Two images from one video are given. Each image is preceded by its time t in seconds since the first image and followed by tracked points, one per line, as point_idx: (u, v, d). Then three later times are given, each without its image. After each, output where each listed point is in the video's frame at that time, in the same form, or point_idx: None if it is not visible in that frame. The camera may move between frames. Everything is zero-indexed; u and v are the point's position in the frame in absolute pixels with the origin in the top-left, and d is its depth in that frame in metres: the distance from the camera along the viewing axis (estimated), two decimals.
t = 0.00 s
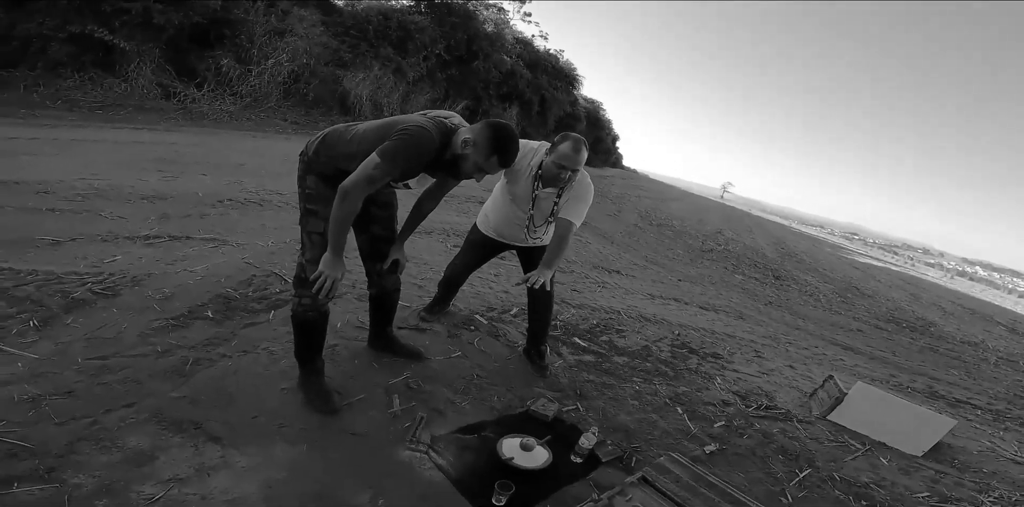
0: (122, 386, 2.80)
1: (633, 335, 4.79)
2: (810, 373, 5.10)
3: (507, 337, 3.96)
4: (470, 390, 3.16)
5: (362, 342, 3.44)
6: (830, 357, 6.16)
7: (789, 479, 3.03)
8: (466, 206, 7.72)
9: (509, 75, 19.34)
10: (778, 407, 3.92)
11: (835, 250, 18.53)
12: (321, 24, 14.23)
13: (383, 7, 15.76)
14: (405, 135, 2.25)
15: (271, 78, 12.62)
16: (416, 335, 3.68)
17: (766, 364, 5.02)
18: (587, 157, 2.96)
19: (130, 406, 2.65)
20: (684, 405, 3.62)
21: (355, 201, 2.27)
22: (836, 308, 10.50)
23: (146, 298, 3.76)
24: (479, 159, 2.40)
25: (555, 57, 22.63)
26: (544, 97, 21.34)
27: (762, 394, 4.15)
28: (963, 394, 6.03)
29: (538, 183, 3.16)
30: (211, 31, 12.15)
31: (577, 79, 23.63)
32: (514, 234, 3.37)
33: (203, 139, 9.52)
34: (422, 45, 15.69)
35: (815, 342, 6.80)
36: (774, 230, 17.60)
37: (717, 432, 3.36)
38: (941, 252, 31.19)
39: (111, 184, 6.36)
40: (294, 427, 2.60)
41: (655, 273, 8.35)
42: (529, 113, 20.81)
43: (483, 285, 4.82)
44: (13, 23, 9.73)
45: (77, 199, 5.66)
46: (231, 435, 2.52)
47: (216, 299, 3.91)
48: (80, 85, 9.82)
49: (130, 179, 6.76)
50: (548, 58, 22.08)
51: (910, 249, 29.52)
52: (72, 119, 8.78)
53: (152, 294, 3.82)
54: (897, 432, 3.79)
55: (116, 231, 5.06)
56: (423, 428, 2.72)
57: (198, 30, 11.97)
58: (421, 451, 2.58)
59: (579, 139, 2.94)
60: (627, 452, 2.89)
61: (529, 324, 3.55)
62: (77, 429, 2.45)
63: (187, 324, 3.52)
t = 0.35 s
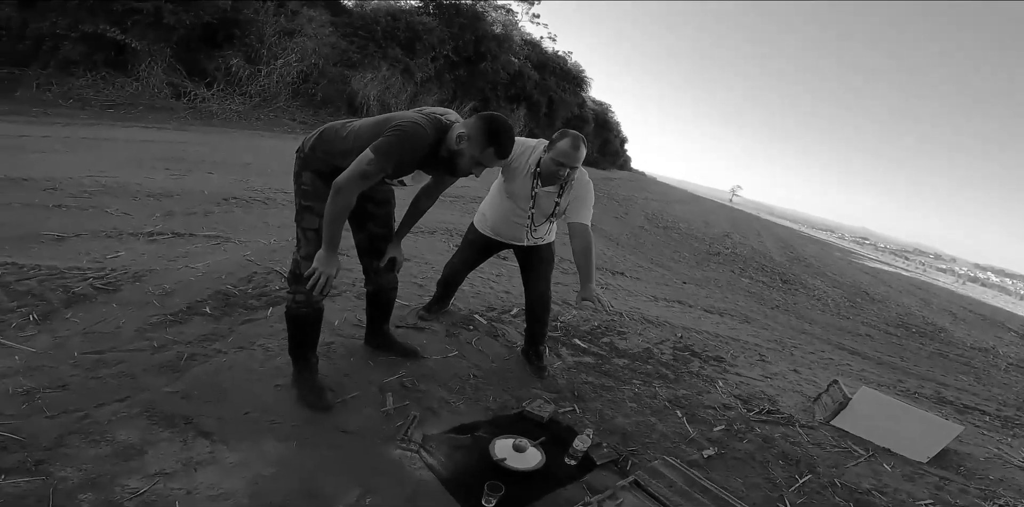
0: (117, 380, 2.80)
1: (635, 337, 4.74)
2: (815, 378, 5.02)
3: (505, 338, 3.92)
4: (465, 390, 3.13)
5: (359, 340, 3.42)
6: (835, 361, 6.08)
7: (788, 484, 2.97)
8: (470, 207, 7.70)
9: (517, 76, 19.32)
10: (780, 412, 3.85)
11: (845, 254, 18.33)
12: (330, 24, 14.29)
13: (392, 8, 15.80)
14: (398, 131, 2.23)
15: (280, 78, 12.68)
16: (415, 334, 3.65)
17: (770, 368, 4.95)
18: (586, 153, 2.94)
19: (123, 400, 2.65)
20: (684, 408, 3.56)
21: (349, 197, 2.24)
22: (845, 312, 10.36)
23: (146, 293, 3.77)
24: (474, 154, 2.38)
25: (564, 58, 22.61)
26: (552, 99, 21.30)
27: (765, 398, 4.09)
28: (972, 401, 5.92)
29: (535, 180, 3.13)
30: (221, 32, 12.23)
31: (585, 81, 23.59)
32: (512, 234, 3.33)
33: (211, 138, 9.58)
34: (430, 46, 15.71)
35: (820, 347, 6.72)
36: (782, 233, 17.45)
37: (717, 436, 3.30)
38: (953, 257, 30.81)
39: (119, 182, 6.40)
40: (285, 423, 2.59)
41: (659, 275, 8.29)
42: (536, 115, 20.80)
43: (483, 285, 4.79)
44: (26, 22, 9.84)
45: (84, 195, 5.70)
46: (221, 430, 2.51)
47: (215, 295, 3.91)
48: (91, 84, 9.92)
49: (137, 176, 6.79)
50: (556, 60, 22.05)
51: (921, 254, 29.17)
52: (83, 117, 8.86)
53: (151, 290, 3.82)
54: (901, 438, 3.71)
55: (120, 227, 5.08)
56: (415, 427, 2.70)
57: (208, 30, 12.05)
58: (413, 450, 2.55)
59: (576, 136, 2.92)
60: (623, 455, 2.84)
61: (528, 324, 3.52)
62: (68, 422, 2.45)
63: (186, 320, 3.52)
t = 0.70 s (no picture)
0: (95, 379, 2.72)
1: (634, 338, 4.63)
2: (817, 381, 4.91)
3: (500, 339, 3.82)
4: (455, 393, 3.03)
5: (347, 340, 3.33)
6: (839, 364, 5.96)
7: (787, 493, 2.87)
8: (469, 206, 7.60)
9: (520, 75, 19.20)
10: (781, 416, 3.75)
11: (849, 255, 18.15)
12: (332, 22, 14.20)
13: (395, 6, 15.70)
14: (379, 124, 2.16)
15: (281, 76, 12.61)
16: (406, 335, 3.56)
17: (772, 371, 4.84)
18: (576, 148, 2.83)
19: (100, 400, 2.56)
20: (682, 412, 3.46)
21: (329, 193, 2.16)
22: (849, 314, 10.22)
23: (132, 291, 3.69)
24: (459, 146, 2.31)
25: (567, 57, 22.48)
26: (555, 98, 21.19)
27: (765, 402, 3.98)
28: (978, 404, 5.80)
29: (526, 176, 3.03)
30: (223, 29, 12.16)
31: (589, 81, 23.46)
32: (503, 231, 3.25)
33: (209, 136, 9.51)
34: (433, 45, 15.61)
35: (824, 349, 6.59)
36: (786, 234, 17.28)
37: (714, 441, 3.20)
38: (959, 259, 30.54)
39: (114, 179, 6.32)
40: (265, 425, 2.51)
41: (661, 276, 8.17)
42: (539, 114, 20.65)
43: (479, 284, 4.69)
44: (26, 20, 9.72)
45: (78, 193, 5.63)
46: (198, 432, 2.43)
47: (204, 294, 3.82)
48: (91, 82, 9.88)
49: (133, 174, 6.72)
50: (559, 59, 21.92)
51: (927, 256, 28.91)
52: (82, 114, 8.81)
53: (138, 288, 3.74)
54: (905, 444, 3.60)
55: (112, 224, 5.00)
56: (400, 431, 2.61)
57: (210, 28, 11.99)
58: (397, 455, 2.46)
59: (568, 131, 2.82)
60: (617, 462, 2.75)
61: (521, 324, 3.42)
62: (41, 423, 2.37)
63: (171, 318, 3.43)
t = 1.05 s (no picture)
0: (91, 379, 2.70)
1: (635, 337, 4.60)
2: (820, 380, 4.87)
3: (499, 337, 3.80)
4: (453, 393, 3.01)
5: (346, 339, 3.30)
6: (842, 363, 5.91)
7: (788, 494, 2.83)
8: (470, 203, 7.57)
9: (522, 73, 19.15)
10: (783, 416, 3.71)
11: (853, 252, 18.06)
12: (334, 20, 14.17)
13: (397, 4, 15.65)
14: (372, 122, 2.14)
15: (283, 75, 12.58)
16: (405, 334, 3.53)
17: (775, 370, 4.80)
18: (575, 145, 2.79)
19: (95, 400, 2.54)
20: (683, 412, 3.43)
21: (321, 190, 2.14)
22: (853, 312, 10.15)
23: (130, 290, 3.67)
24: (453, 143, 2.29)
25: (570, 54, 22.40)
26: (558, 96, 21.13)
27: (768, 402, 3.94)
28: (982, 404, 5.75)
29: (525, 174, 3.02)
30: (225, 28, 12.15)
31: (591, 78, 23.39)
32: (502, 228, 3.24)
33: (211, 134, 9.50)
34: (435, 42, 15.55)
35: (827, 347, 6.54)
36: (790, 231, 17.19)
37: (715, 442, 3.16)
38: (963, 257, 30.36)
39: (114, 177, 6.31)
40: (261, 424, 2.49)
41: (663, 274, 8.13)
42: (542, 112, 20.59)
43: (479, 283, 4.66)
44: (28, 19, 9.61)
45: (78, 191, 5.61)
46: (193, 432, 2.41)
47: (202, 293, 3.80)
48: (93, 81, 9.88)
49: (133, 172, 6.71)
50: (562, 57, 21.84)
51: (932, 253, 28.77)
52: (84, 113, 8.81)
53: (136, 287, 3.72)
54: (908, 445, 3.55)
55: (112, 223, 4.99)
56: (397, 431, 2.59)
57: (212, 27, 11.97)
58: (393, 455, 2.44)
59: (567, 128, 2.77)
60: (615, 462, 2.72)
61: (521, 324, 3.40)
62: (36, 422, 2.35)
63: (168, 317, 3.42)
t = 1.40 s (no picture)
0: (94, 375, 2.70)
1: (637, 332, 4.60)
2: (822, 376, 4.86)
3: (501, 332, 3.79)
4: (455, 388, 3.01)
5: (347, 334, 3.30)
6: (844, 358, 5.90)
7: (791, 490, 2.83)
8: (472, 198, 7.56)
9: (523, 68, 19.09)
10: (786, 412, 3.70)
11: (855, 248, 18.01)
12: (335, 15, 14.12)
13: None
14: (375, 116, 2.14)
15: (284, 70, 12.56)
16: (407, 329, 3.53)
17: (776, 365, 4.79)
18: (576, 137, 2.80)
19: (98, 396, 2.55)
20: (685, 407, 3.42)
21: (323, 185, 2.13)
22: (855, 307, 10.13)
23: (132, 286, 3.67)
24: (456, 138, 2.28)
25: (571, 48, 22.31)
26: (559, 91, 21.08)
27: (770, 397, 3.93)
28: (984, 400, 5.74)
29: (526, 166, 3.00)
30: (225, 24, 12.13)
31: (593, 72, 23.32)
32: (503, 221, 3.23)
33: (213, 130, 9.50)
34: (436, 38, 15.48)
35: (829, 343, 6.54)
36: (792, 226, 17.15)
37: (717, 438, 3.16)
38: (966, 252, 30.26)
39: (115, 174, 6.31)
40: (263, 419, 2.49)
41: (665, 269, 8.12)
42: (543, 107, 20.54)
43: (481, 277, 4.66)
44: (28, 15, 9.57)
45: (80, 188, 5.62)
46: (196, 428, 2.42)
47: (204, 288, 3.81)
48: (94, 78, 9.88)
49: (135, 168, 6.71)
50: (563, 51, 21.76)
51: (935, 248, 28.65)
52: (86, 110, 8.82)
53: (138, 283, 3.72)
54: (910, 440, 3.55)
55: (113, 219, 4.99)
56: (399, 426, 2.59)
57: (212, 23, 11.95)
58: (395, 450, 2.45)
59: (567, 120, 2.78)
60: (618, 458, 2.73)
61: (523, 318, 3.39)
62: (39, 419, 2.35)
63: (171, 312, 3.42)
